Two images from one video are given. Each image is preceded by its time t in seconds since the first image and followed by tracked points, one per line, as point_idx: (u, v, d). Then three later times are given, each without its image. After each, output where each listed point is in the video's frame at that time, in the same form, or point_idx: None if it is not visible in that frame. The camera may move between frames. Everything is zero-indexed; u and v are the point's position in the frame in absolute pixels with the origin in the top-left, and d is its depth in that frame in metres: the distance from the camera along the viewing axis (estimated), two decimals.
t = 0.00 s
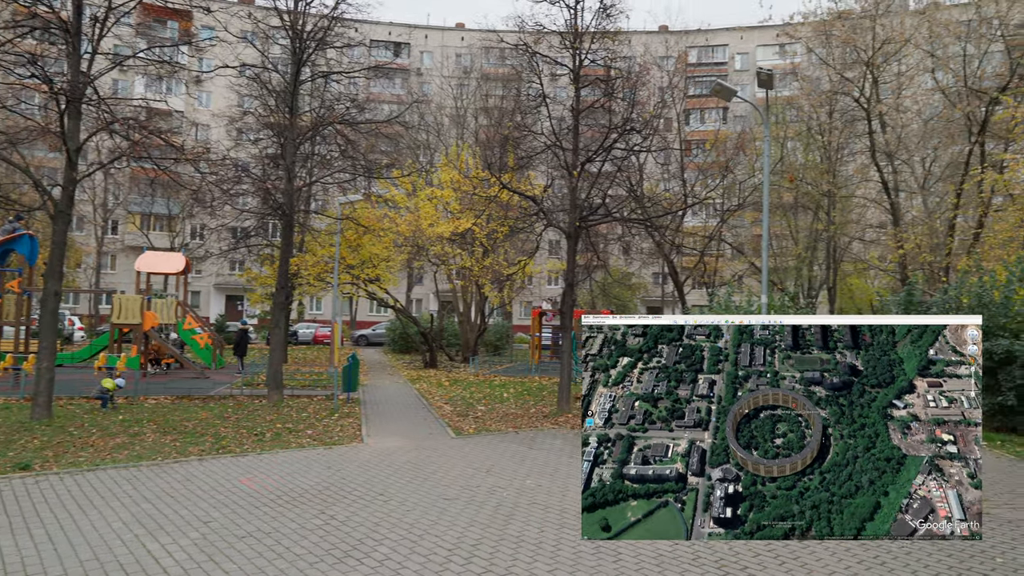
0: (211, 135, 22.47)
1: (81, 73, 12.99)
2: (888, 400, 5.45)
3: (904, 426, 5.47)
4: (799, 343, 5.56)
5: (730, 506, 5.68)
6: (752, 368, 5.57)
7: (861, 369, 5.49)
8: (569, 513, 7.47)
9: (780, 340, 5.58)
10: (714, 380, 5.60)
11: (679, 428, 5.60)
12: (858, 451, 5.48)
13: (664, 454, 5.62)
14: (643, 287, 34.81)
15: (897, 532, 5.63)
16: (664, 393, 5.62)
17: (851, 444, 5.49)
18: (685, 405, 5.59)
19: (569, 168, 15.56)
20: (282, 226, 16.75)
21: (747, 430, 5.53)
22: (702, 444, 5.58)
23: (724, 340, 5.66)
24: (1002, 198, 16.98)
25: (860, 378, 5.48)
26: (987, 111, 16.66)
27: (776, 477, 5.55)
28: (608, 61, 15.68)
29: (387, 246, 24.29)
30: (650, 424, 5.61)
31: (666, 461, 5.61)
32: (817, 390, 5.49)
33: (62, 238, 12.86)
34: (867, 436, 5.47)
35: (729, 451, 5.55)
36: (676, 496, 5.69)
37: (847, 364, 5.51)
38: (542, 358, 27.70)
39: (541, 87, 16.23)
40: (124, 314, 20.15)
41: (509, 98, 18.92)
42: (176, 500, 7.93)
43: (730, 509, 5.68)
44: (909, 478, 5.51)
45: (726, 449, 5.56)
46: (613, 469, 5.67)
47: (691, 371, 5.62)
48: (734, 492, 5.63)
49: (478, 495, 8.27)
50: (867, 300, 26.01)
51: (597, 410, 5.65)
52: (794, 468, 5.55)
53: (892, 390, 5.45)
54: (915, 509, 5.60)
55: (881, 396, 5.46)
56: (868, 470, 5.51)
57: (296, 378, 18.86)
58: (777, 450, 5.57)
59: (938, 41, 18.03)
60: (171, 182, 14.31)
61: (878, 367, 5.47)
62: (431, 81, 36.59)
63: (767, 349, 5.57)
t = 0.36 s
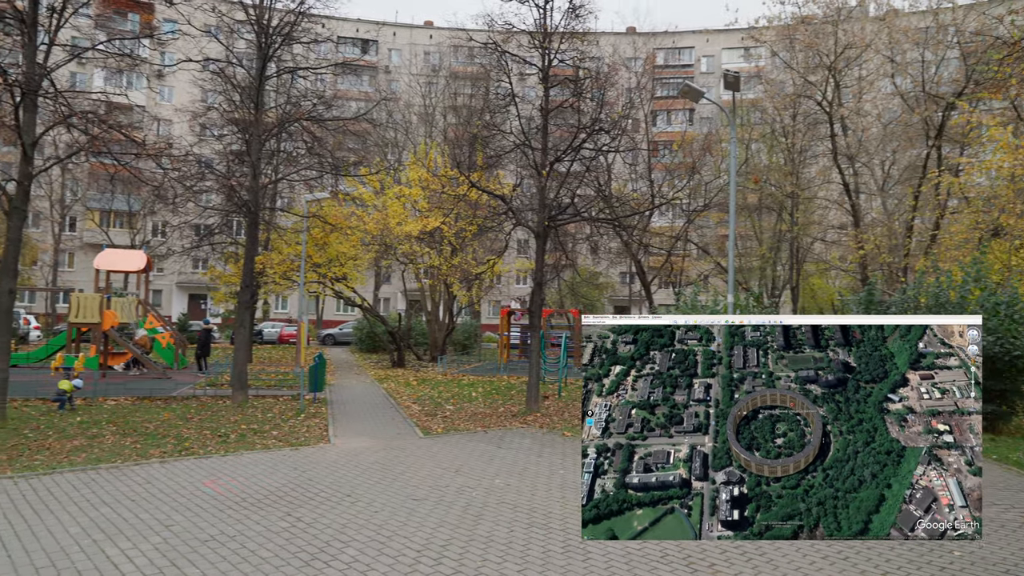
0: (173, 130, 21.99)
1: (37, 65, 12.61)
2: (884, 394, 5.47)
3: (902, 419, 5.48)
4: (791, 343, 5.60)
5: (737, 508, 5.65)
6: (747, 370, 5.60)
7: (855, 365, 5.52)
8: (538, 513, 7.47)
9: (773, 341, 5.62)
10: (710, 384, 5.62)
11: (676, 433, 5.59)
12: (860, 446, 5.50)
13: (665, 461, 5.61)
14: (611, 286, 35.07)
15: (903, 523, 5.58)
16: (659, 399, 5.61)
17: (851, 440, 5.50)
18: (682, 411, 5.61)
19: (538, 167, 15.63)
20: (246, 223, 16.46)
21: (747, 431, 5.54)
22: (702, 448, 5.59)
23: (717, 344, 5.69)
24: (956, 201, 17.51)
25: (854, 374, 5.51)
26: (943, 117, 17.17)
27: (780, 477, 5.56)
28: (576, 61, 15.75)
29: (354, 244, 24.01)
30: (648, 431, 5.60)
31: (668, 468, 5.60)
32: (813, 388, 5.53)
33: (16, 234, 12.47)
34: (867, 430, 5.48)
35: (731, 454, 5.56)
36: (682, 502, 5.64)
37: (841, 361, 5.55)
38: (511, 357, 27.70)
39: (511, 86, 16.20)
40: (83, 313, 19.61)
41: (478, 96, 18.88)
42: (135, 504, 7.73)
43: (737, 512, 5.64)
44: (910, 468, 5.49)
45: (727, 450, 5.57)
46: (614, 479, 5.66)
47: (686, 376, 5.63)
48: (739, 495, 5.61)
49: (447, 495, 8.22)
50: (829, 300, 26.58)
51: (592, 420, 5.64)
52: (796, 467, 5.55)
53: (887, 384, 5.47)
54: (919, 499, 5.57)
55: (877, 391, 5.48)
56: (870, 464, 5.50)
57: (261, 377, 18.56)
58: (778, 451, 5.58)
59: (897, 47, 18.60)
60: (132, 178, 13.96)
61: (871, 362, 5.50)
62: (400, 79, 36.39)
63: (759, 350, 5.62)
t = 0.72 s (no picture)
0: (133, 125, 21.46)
1: None
2: (878, 389, 5.62)
3: (898, 412, 5.63)
4: (783, 343, 5.71)
5: (744, 510, 5.76)
6: (742, 372, 5.70)
7: (847, 363, 5.66)
8: (507, 512, 7.48)
9: (765, 342, 5.72)
10: (706, 388, 5.71)
11: (677, 439, 5.72)
12: (859, 441, 5.62)
13: (668, 468, 5.75)
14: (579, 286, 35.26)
15: (908, 514, 5.72)
16: (657, 406, 5.71)
17: (849, 436, 5.63)
18: (680, 416, 5.71)
19: (507, 166, 15.62)
20: (210, 221, 16.15)
21: (748, 432, 5.66)
22: (704, 451, 5.71)
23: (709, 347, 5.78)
24: (914, 203, 17.97)
25: (848, 371, 5.65)
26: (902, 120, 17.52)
27: (784, 476, 5.66)
28: (545, 61, 15.80)
29: (321, 243, 23.70)
30: (649, 437, 5.71)
31: (672, 474, 5.75)
32: (809, 386, 5.64)
33: None
34: (865, 425, 5.61)
35: (732, 457, 5.68)
36: (688, 507, 5.81)
37: (834, 358, 5.68)
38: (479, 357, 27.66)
39: (479, 85, 16.11)
40: (38, 313, 18.97)
41: (446, 94, 18.81)
42: (94, 508, 7.53)
43: (744, 514, 5.76)
44: (910, 459, 5.61)
45: (729, 453, 5.68)
46: (618, 489, 5.77)
47: (682, 381, 5.72)
48: (745, 496, 5.73)
49: (416, 495, 8.19)
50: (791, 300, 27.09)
51: (590, 432, 5.73)
52: (798, 465, 5.66)
53: (880, 379, 5.63)
54: (921, 489, 5.69)
55: (871, 386, 5.62)
56: (871, 458, 5.62)
57: (224, 378, 18.22)
58: (780, 450, 5.68)
59: (858, 53, 19.06)
60: (91, 174, 13.61)
61: (863, 359, 5.65)
62: (367, 76, 36.05)
63: (753, 352, 5.71)
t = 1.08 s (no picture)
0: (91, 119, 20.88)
1: None
2: (873, 384, 5.48)
3: (894, 406, 5.50)
4: (775, 343, 5.61)
5: (750, 510, 5.66)
6: (737, 375, 5.59)
7: (842, 360, 5.54)
8: (475, 513, 7.47)
9: (758, 343, 5.62)
10: (703, 393, 5.61)
11: (677, 444, 5.61)
12: (859, 436, 5.49)
13: (670, 473, 5.67)
14: (547, 285, 35.40)
15: (912, 505, 5.54)
16: (654, 413, 5.64)
17: (849, 432, 5.50)
18: (678, 422, 5.62)
19: (475, 165, 15.59)
20: (171, 219, 15.81)
21: (749, 435, 5.54)
22: (705, 456, 5.61)
23: (702, 352, 5.68)
24: (874, 205, 18.40)
25: (843, 368, 5.52)
26: (862, 124, 17.86)
27: (788, 476, 5.53)
28: (514, 61, 15.78)
29: (286, 241, 23.30)
30: (648, 445, 5.63)
31: (675, 480, 5.68)
32: (806, 385, 5.52)
33: None
34: (864, 420, 5.48)
35: (735, 460, 5.57)
36: (694, 512, 5.71)
37: (828, 356, 5.56)
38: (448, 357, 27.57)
39: (448, 83, 16.00)
40: None
41: (414, 92, 18.69)
42: (49, 514, 7.30)
43: (750, 514, 5.65)
44: (909, 451, 5.47)
45: (732, 456, 5.57)
46: (620, 499, 5.73)
47: (678, 387, 5.64)
48: (750, 497, 5.63)
49: (383, 496, 8.13)
50: (755, 299, 27.58)
51: (589, 443, 5.71)
52: (802, 464, 5.52)
53: (874, 374, 5.50)
54: (922, 480, 5.52)
55: (867, 382, 5.49)
56: (871, 452, 5.49)
57: (186, 378, 17.88)
58: (782, 450, 5.56)
59: (820, 57, 19.45)
60: (47, 170, 13.20)
61: (856, 355, 5.53)
62: (334, 73, 35.70)
63: (746, 353, 5.61)
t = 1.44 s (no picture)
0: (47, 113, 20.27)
1: None
2: (868, 379, 5.48)
3: (889, 400, 5.48)
4: (767, 344, 5.63)
5: (758, 512, 5.63)
6: (732, 377, 5.62)
7: (836, 358, 5.55)
8: (442, 513, 7.43)
9: (750, 344, 5.65)
10: (700, 397, 5.66)
11: (677, 450, 5.68)
12: (858, 431, 5.49)
13: (674, 480, 5.73)
14: (516, 285, 35.41)
15: (915, 495, 5.48)
16: (651, 420, 5.72)
17: (847, 428, 5.49)
18: (677, 427, 5.68)
19: (443, 165, 15.51)
20: (131, 216, 15.44)
21: (749, 436, 5.56)
22: (707, 459, 5.64)
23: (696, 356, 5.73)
24: (834, 207, 18.82)
25: (837, 366, 5.53)
26: (824, 128, 18.18)
27: (791, 475, 5.54)
28: (482, 60, 15.72)
29: (250, 240, 22.86)
30: (648, 451, 5.71)
31: (679, 487, 5.73)
32: (801, 384, 5.55)
33: None
34: (862, 415, 5.48)
35: (737, 462, 5.58)
36: (701, 517, 5.74)
37: (821, 355, 5.57)
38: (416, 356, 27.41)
39: (416, 82, 15.91)
40: None
41: (382, 90, 18.53)
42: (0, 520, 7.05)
43: (758, 516, 5.62)
44: (909, 443, 5.43)
45: (734, 458, 5.58)
46: (625, 508, 5.84)
47: (673, 393, 5.71)
48: (756, 498, 5.62)
49: (349, 498, 8.03)
50: (720, 299, 28.00)
51: (588, 453, 5.83)
52: (804, 462, 5.52)
53: (868, 371, 5.49)
54: (923, 471, 5.45)
55: (861, 378, 5.49)
56: (872, 446, 5.48)
57: (146, 379, 17.30)
58: (783, 450, 5.59)
59: (784, 61, 19.81)
60: None
61: (849, 352, 5.53)
62: (301, 70, 35.24)
63: (739, 356, 5.64)
